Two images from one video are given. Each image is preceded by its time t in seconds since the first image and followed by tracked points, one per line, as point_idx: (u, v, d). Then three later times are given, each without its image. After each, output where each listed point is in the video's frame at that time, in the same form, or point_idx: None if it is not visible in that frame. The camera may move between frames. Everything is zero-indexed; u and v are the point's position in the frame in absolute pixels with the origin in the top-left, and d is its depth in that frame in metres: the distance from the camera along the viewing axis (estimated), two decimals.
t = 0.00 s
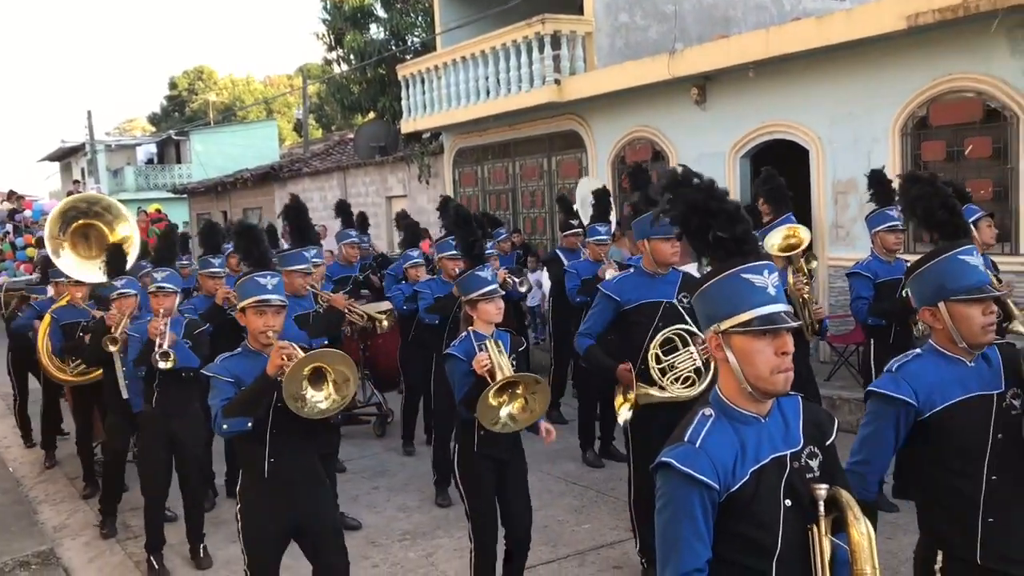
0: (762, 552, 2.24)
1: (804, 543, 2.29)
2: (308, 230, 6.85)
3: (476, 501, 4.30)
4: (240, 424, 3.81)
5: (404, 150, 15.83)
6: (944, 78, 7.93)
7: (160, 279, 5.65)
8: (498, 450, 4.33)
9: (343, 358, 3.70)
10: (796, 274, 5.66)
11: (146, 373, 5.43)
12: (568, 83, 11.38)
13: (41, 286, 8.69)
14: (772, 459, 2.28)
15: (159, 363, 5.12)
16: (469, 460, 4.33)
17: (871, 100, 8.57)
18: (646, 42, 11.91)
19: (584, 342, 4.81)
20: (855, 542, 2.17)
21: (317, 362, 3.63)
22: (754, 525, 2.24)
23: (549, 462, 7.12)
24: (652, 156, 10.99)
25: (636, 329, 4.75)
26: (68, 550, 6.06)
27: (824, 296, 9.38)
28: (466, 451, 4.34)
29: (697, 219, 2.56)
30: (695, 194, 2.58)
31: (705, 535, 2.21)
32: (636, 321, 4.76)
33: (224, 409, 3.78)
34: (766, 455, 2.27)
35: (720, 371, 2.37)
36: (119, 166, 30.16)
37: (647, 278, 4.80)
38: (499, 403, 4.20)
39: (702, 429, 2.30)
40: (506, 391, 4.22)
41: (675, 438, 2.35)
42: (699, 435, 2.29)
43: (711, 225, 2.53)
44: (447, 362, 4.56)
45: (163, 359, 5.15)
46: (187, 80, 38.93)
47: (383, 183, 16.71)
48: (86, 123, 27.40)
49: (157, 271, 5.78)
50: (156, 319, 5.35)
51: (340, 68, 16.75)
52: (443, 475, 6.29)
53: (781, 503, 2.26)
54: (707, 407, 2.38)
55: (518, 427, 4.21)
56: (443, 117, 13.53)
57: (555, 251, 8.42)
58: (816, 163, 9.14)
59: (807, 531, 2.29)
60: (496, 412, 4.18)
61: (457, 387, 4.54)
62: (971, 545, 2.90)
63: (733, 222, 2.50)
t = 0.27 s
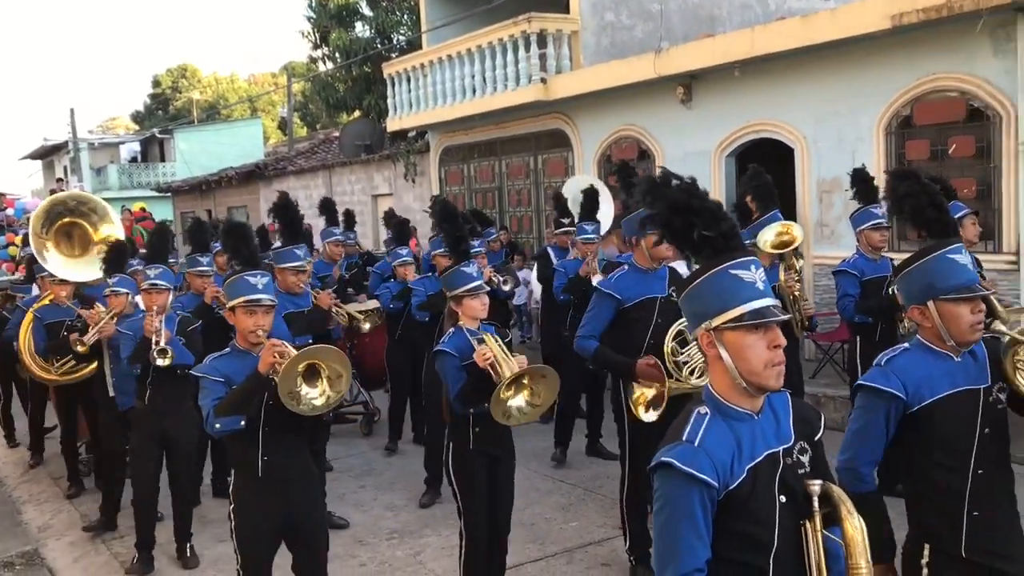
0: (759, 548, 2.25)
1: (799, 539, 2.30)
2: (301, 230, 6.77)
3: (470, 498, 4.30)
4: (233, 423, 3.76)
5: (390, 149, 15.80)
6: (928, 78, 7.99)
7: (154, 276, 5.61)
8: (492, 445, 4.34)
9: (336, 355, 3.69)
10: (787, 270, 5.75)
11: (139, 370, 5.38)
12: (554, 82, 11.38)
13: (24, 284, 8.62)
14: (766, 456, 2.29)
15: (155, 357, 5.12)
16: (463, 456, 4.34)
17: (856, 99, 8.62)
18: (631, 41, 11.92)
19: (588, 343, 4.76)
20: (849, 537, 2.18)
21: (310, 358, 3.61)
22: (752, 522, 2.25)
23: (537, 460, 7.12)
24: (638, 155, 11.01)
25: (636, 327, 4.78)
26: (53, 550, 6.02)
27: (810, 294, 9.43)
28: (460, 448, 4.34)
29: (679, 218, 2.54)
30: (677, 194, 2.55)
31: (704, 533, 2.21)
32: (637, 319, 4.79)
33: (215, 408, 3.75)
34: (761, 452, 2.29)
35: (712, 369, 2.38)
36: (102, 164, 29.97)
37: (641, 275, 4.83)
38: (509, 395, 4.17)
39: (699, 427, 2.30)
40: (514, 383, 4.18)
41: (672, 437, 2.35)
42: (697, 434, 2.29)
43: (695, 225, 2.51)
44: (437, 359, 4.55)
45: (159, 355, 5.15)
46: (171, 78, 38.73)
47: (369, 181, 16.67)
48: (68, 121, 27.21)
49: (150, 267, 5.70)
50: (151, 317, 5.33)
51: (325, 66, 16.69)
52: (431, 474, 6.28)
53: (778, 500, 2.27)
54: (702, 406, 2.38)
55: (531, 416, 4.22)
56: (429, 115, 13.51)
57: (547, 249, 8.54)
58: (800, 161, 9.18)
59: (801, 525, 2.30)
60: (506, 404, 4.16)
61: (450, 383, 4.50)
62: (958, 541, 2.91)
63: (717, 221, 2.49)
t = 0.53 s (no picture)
0: (750, 547, 2.25)
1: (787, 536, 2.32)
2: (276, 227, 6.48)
3: (460, 502, 4.24)
4: (221, 428, 3.74)
5: (366, 151, 15.75)
6: (901, 79, 8.07)
7: (126, 278, 5.57)
8: (475, 447, 4.34)
9: (325, 355, 3.71)
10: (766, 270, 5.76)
11: (121, 375, 5.34)
12: (531, 84, 11.39)
13: None
14: (755, 454, 2.30)
15: (149, 356, 5.10)
16: (447, 459, 4.32)
17: (830, 100, 8.69)
18: (607, 43, 11.95)
19: (575, 347, 4.76)
20: (838, 533, 2.19)
21: (300, 359, 3.63)
22: (743, 520, 2.25)
23: (516, 462, 7.11)
24: (615, 156, 11.03)
25: (624, 328, 4.77)
26: (27, 558, 5.94)
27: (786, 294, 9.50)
28: (444, 451, 4.33)
29: (670, 219, 2.54)
30: (668, 194, 2.56)
31: (695, 531, 2.22)
32: (623, 319, 4.79)
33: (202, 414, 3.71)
34: (750, 450, 2.29)
35: (701, 368, 2.38)
36: (74, 168, 29.66)
37: (626, 276, 4.85)
38: (495, 398, 4.15)
39: (690, 426, 2.30)
40: (501, 386, 4.16)
41: (663, 435, 2.34)
42: (689, 432, 2.28)
43: (685, 225, 2.51)
44: (420, 363, 4.53)
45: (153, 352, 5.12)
46: (143, 80, 38.41)
47: (344, 183, 16.60)
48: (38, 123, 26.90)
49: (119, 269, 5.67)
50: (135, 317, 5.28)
51: (299, 68, 16.61)
52: (411, 477, 6.25)
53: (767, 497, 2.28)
54: (692, 404, 2.37)
55: (515, 419, 4.23)
56: (405, 117, 13.48)
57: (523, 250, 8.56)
58: (776, 162, 9.24)
59: (790, 521, 2.32)
60: (493, 407, 4.15)
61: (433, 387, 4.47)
62: (945, 537, 2.93)
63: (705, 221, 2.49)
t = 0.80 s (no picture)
0: (712, 545, 2.27)
1: (752, 535, 2.32)
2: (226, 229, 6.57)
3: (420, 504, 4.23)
4: (184, 436, 3.68)
5: (323, 155, 15.65)
6: (854, 84, 8.21)
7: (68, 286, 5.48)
8: (435, 452, 4.30)
9: (292, 361, 3.71)
10: (723, 272, 5.74)
11: (78, 384, 5.25)
12: (490, 88, 11.40)
13: None
14: (720, 453, 2.31)
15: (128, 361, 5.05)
16: (406, 466, 4.28)
17: (786, 104, 8.80)
18: (565, 48, 12.01)
19: (528, 343, 4.84)
20: (803, 533, 2.21)
21: (265, 364, 3.62)
22: (707, 518, 2.27)
23: (479, 466, 7.09)
24: (574, 160, 11.08)
25: (578, 327, 4.81)
26: None
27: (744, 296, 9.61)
28: (403, 456, 4.29)
29: (634, 220, 2.55)
30: (632, 194, 2.58)
31: (657, 530, 2.23)
32: (575, 319, 4.83)
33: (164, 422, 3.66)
34: (715, 450, 2.31)
35: (665, 369, 2.40)
36: (23, 174, 29.09)
37: (585, 277, 4.86)
38: (444, 402, 4.15)
39: (652, 425, 2.32)
40: (452, 391, 4.18)
41: (626, 435, 2.36)
42: (651, 431, 2.30)
43: (649, 226, 2.52)
44: (380, 365, 4.51)
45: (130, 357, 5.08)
46: (94, 84, 37.81)
47: (301, 188, 16.47)
48: None
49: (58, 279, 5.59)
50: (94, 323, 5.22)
51: (255, 72, 16.46)
52: (373, 482, 6.21)
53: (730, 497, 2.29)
54: (656, 404, 2.40)
55: (464, 427, 4.18)
56: (363, 121, 13.42)
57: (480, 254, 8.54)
58: (732, 165, 9.34)
59: (756, 520, 2.33)
60: (441, 410, 4.13)
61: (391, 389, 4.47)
62: (906, 533, 2.98)
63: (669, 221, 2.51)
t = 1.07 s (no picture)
0: (664, 548, 2.25)
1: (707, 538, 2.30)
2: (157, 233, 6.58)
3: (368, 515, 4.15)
4: (127, 444, 3.62)
5: (271, 159, 15.44)
6: (801, 88, 8.31)
7: None
8: (388, 459, 4.23)
9: (239, 363, 3.64)
10: (674, 274, 5.76)
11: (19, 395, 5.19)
12: (440, 91, 11.35)
13: None
14: (673, 455, 2.29)
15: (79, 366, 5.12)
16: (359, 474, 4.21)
17: (735, 109, 8.88)
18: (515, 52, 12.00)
19: (479, 349, 4.81)
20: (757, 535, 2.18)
21: (213, 366, 3.54)
22: (660, 521, 2.24)
23: (431, 472, 7.03)
24: (525, 164, 11.06)
25: (529, 330, 4.78)
26: None
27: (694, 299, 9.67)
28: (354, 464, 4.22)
29: (582, 223, 2.48)
30: (578, 196, 2.49)
31: (610, 534, 2.20)
32: (530, 323, 4.80)
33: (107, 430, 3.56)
34: (667, 451, 2.28)
35: (618, 370, 2.37)
36: None
37: (535, 281, 4.84)
38: (390, 412, 4.06)
39: (604, 427, 2.29)
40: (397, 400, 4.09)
41: (577, 437, 2.33)
42: (602, 433, 2.27)
43: (597, 229, 2.45)
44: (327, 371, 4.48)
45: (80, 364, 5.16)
46: (33, 87, 36.96)
47: (248, 192, 16.24)
48: None
49: None
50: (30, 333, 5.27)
51: (201, 75, 16.19)
52: (324, 490, 6.11)
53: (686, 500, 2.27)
54: (608, 405, 2.36)
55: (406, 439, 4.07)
56: (312, 124, 13.27)
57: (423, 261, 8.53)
58: (682, 169, 9.40)
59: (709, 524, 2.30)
60: (385, 420, 4.04)
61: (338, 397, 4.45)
62: (860, 534, 3.00)
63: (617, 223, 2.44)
